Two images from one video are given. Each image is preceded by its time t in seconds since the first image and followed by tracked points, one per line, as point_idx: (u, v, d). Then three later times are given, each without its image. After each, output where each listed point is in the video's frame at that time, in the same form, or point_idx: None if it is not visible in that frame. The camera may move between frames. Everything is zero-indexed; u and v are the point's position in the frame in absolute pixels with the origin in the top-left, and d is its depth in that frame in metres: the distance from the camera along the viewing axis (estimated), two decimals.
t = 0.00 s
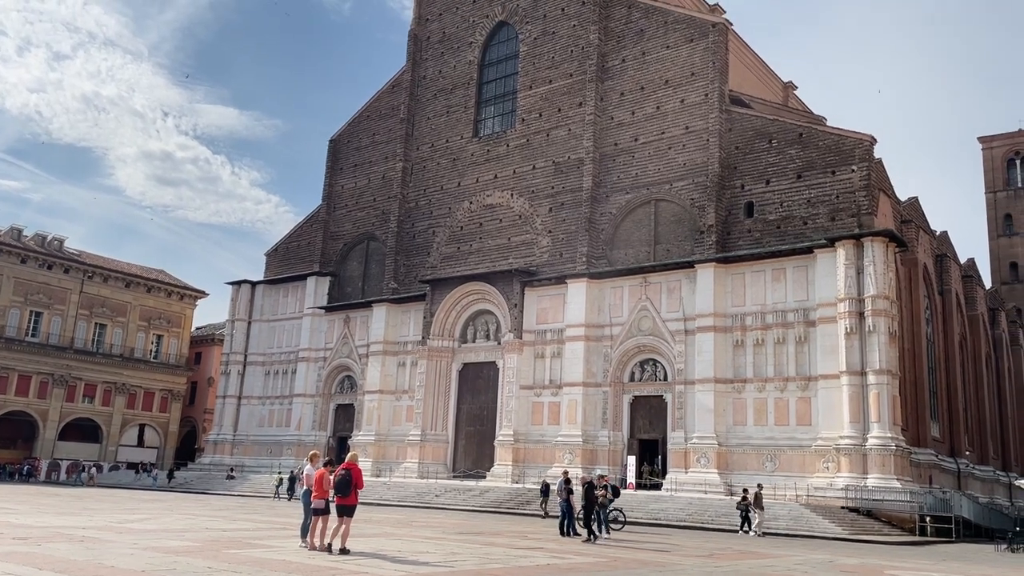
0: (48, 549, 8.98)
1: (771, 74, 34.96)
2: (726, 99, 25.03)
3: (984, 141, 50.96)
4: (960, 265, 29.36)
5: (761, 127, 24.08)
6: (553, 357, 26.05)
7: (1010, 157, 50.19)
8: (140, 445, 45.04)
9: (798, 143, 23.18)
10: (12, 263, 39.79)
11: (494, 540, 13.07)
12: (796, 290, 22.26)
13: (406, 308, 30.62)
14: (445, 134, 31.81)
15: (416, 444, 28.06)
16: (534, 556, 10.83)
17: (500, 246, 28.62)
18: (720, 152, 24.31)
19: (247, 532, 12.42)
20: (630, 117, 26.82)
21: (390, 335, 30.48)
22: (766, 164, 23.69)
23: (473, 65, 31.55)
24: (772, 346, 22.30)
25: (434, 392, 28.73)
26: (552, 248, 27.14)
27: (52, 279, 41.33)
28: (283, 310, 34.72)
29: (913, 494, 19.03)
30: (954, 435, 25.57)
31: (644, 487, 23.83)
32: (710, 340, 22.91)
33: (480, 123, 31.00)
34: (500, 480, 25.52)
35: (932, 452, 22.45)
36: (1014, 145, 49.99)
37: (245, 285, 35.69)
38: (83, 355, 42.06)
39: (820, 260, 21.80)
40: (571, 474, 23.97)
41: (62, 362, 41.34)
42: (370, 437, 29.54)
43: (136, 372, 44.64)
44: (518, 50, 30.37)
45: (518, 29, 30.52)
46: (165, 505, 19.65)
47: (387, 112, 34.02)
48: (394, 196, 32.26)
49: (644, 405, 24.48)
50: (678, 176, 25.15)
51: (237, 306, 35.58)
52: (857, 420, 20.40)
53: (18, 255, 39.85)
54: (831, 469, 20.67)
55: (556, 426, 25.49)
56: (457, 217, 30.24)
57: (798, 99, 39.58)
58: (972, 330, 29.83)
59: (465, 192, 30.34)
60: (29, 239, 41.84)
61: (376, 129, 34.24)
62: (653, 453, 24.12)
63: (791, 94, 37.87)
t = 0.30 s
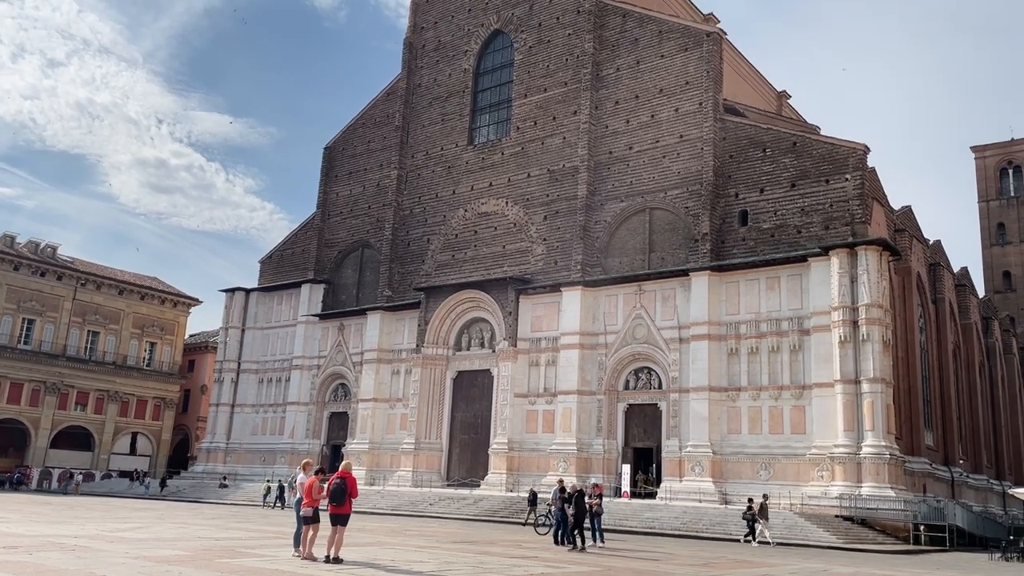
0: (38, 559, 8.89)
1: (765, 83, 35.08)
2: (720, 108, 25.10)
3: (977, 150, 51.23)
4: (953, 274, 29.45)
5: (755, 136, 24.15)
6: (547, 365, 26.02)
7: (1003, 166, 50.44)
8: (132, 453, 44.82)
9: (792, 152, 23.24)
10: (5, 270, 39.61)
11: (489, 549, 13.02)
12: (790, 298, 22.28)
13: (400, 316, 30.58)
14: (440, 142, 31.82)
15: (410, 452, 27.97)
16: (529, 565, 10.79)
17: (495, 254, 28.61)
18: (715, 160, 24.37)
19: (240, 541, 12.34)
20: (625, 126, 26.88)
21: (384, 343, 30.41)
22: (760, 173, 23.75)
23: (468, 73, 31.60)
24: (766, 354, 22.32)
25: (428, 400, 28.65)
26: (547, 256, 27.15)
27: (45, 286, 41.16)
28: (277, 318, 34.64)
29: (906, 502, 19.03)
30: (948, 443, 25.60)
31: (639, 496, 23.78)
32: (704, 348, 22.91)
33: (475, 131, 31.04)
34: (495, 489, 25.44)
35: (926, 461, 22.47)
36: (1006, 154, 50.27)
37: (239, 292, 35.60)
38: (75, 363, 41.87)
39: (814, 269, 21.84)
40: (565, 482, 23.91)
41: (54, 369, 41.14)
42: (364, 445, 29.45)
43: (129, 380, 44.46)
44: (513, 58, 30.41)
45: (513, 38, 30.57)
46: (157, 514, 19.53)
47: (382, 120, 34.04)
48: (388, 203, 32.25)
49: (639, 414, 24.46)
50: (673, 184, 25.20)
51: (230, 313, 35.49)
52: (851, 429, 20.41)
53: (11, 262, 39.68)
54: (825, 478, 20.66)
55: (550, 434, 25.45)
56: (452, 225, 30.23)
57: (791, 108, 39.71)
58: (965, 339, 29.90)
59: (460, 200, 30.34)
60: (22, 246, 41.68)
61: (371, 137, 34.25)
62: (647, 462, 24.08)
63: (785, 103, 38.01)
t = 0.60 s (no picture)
0: (30, 567, 8.83)
1: (759, 91, 35.23)
2: (714, 116, 25.18)
3: (970, 159, 51.49)
4: (946, 281, 29.53)
5: (749, 144, 24.22)
6: (542, 373, 26.00)
7: (995, 175, 50.69)
8: (125, 460, 44.61)
9: (786, 160, 23.31)
10: None
11: (483, 557, 12.97)
12: (784, 306, 22.32)
13: (395, 323, 30.53)
14: (435, 149, 31.85)
15: (405, 460, 27.88)
16: (523, 574, 10.75)
17: (490, 261, 28.61)
18: (709, 168, 24.43)
19: (233, 549, 12.27)
20: (619, 134, 26.94)
21: (378, 350, 30.36)
22: (754, 181, 23.81)
23: (464, 81, 31.65)
24: (760, 362, 22.34)
25: (422, 408, 28.59)
26: (541, 263, 27.15)
27: (38, 292, 41.00)
28: (271, 325, 34.55)
29: (900, 510, 19.02)
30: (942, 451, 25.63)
31: (634, 503, 23.74)
32: (699, 355, 22.92)
33: (470, 138, 31.07)
34: (489, 496, 25.37)
35: (920, 469, 22.50)
36: (998, 163, 50.51)
37: (233, 299, 35.53)
38: (68, 370, 41.70)
39: (808, 276, 21.88)
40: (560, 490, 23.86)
41: (47, 376, 40.96)
42: (358, 452, 29.36)
43: (122, 387, 44.29)
44: (508, 66, 30.48)
45: (508, 46, 30.64)
46: (149, 522, 19.42)
47: (377, 127, 34.06)
48: (383, 210, 32.25)
49: (633, 421, 24.44)
50: (667, 192, 25.24)
51: (224, 320, 35.41)
52: (845, 436, 20.42)
53: (4, 268, 39.53)
54: (819, 485, 20.66)
55: (545, 442, 25.40)
56: (447, 232, 30.23)
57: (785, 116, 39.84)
58: (959, 347, 29.95)
59: (455, 207, 30.34)
60: (15, 252, 41.54)
61: (366, 144, 34.26)
62: (642, 469, 24.04)
63: (779, 112, 38.17)
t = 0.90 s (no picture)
0: None
1: (754, 99, 35.36)
2: (709, 124, 25.26)
3: (963, 167, 51.73)
4: (940, 289, 29.62)
5: (744, 151, 24.30)
6: (537, 380, 25.99)
7: (988, 183, 50.92)
8: (118, 467, 44.45)
9: (781, 167, 23.38)
10: None
11: (477, 565, 12.94)
12: (779, 313, 22.37)
13: (390, 329, 30.50)
14: (430, 156, 31.88)
15: (399, 467, 27.82)
16: None
17: (485, 268, 28.61)
18: (704, 176, 24.49)
19: (227, 557, 12.22)
20: (615, 141, 27.00)
21: (373, 356, 30.32)
22: (749, 189, 23.88)
23: (459, 88, 31.71)
24: (754, 369, 22.36)
25: (417, 415, 28.54)
26: (537, 270, 27.16)
27: (32, 298, 40.87)
28: (266, 331, 34.48)
29: (895, 517, 19.04)
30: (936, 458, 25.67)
31: (628, 511, 23.72)
32: (693, 362, 22.94)
33: (465, 145, 31.12)
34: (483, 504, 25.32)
35: (914, 476, 22.52)
36: (992, 171, 50.75)
37: (227, 305, 35.47)
38: (61, 377, 41.55)
39: (803, 283, 21.92)
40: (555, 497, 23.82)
41: (40, 383, 40.81)
42: (352, 459, 29.28)
43: (115, 394, 44.15)
44: (503, 73, 30.54)
45: (504, 53, 30.71)
46: (142, 530, 19.32)
47: (373, 134, 34.09)
48: (378, 217, 32.26)
49: (628, 428, 24.43)
50: (662, 199, 25.30)
51: (219, 327, 35.34)
52: (839, 443, 20.44)
53: None
54: (814, 492, 20.67)
55: (540, 449, 25.38)
56: (442, 239, 30.24)
57: (780, 124, 39.96)
58: (953, 354, 30.03)
59: (450, 214, 30.35)
60: (9, 258, 41.42)
61: (362, 150, 34.27)
62: (637, 476, 24.03)
63: (773, 119, 38.27)
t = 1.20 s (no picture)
0: None
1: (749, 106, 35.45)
2: (704, 130, 25.33)
3: (957, 175, 51.88)
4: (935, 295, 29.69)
5: (739, 158, 24.36)
6: (532, 386, 25.97)
7: (982, 191, 51.08)
8: (112, 474, 44.28)
9: (776, 174, 23.44)
10: None
11: (471, 572, 12.92)
12: (774, 320, 22.40)
13: (385, 335, 30.46)
14: (426, 162, 31.91)
15: (394, 473, 27.77)
16: None
17: (481, 274, 28.61)
18: (699, 183, 24.55)
19: (220, 564, 12.17)
20: (610, 147, 27.06)
21: (368, 362, 30.27)
22: (744, 196, 23.93)
23: (455, 95, 31.76)
24: (750, 375, 22.39)
25: (412, 421, 28.49)
26: (532, 276, 27.16)
27: (26, 304, 40.74)
28: (261, 337, 34.41)
29: (890, 524, 19.04)
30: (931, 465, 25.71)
31: (624, 517, 23.69)
32: (689, 369, 22.95)
33: (461, 152, 31.15)
34: (478, 511, 25.26)
35: (909, 483, 22.54)
36: (986, 178, 50.90)
37: (222, 311, 35.41)
38: (55, 383, 41.41)
39: (798, 290, 21.96)
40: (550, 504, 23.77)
41: (34, 389, 40.67)
42: (347, 466, 29.21)
43: (109, 400, 44.01)
44: (499, 80, 30.60)
45: (500, 60, 30.76)
46: (136, 536, 19.24)
47: (369, 140, 34.11)
48: (374, 223, 32.26)
49: (623, 435, 24.42)
50: (657, 206, 25.34)
51: (214, 333, 35.27)
52: (834, 450, 20.46)
53: None
54: (809, 499, 20.68)
55: (535, 455, 25.35)
56: (437, 245, 30.24)
57: (775, 131, 40.06)
58: (947, 361, 30.07)
59: (446, 220, 30.35)
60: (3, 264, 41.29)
61: (357, 157, 34.28)
62: (632, 483, 24.02)
63: (768, 126, 38.36)
